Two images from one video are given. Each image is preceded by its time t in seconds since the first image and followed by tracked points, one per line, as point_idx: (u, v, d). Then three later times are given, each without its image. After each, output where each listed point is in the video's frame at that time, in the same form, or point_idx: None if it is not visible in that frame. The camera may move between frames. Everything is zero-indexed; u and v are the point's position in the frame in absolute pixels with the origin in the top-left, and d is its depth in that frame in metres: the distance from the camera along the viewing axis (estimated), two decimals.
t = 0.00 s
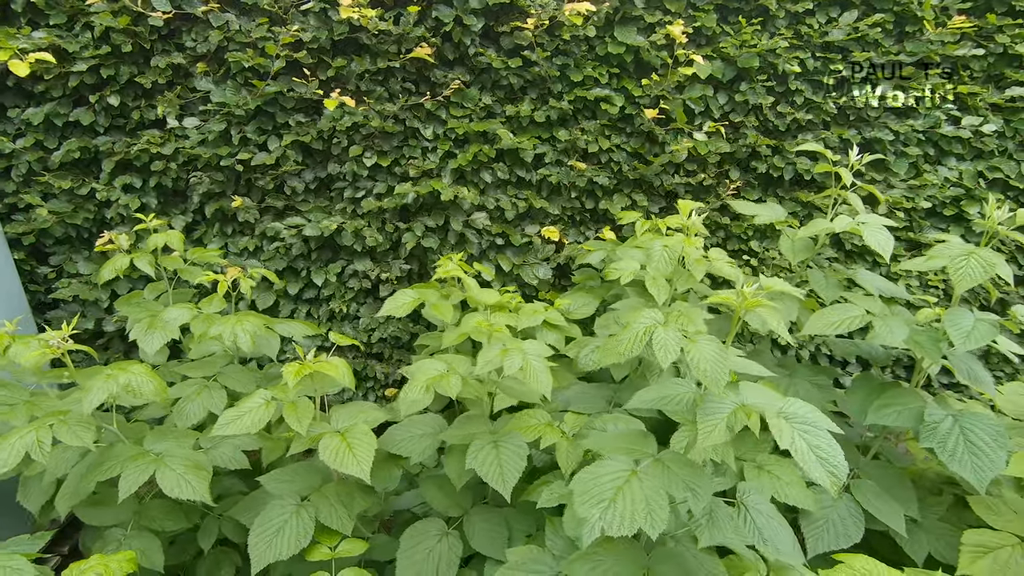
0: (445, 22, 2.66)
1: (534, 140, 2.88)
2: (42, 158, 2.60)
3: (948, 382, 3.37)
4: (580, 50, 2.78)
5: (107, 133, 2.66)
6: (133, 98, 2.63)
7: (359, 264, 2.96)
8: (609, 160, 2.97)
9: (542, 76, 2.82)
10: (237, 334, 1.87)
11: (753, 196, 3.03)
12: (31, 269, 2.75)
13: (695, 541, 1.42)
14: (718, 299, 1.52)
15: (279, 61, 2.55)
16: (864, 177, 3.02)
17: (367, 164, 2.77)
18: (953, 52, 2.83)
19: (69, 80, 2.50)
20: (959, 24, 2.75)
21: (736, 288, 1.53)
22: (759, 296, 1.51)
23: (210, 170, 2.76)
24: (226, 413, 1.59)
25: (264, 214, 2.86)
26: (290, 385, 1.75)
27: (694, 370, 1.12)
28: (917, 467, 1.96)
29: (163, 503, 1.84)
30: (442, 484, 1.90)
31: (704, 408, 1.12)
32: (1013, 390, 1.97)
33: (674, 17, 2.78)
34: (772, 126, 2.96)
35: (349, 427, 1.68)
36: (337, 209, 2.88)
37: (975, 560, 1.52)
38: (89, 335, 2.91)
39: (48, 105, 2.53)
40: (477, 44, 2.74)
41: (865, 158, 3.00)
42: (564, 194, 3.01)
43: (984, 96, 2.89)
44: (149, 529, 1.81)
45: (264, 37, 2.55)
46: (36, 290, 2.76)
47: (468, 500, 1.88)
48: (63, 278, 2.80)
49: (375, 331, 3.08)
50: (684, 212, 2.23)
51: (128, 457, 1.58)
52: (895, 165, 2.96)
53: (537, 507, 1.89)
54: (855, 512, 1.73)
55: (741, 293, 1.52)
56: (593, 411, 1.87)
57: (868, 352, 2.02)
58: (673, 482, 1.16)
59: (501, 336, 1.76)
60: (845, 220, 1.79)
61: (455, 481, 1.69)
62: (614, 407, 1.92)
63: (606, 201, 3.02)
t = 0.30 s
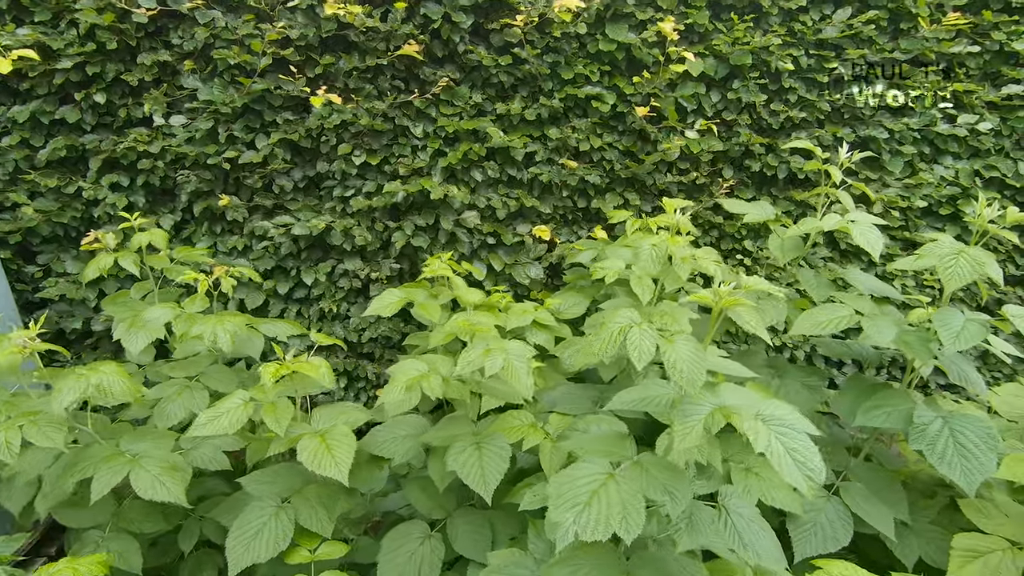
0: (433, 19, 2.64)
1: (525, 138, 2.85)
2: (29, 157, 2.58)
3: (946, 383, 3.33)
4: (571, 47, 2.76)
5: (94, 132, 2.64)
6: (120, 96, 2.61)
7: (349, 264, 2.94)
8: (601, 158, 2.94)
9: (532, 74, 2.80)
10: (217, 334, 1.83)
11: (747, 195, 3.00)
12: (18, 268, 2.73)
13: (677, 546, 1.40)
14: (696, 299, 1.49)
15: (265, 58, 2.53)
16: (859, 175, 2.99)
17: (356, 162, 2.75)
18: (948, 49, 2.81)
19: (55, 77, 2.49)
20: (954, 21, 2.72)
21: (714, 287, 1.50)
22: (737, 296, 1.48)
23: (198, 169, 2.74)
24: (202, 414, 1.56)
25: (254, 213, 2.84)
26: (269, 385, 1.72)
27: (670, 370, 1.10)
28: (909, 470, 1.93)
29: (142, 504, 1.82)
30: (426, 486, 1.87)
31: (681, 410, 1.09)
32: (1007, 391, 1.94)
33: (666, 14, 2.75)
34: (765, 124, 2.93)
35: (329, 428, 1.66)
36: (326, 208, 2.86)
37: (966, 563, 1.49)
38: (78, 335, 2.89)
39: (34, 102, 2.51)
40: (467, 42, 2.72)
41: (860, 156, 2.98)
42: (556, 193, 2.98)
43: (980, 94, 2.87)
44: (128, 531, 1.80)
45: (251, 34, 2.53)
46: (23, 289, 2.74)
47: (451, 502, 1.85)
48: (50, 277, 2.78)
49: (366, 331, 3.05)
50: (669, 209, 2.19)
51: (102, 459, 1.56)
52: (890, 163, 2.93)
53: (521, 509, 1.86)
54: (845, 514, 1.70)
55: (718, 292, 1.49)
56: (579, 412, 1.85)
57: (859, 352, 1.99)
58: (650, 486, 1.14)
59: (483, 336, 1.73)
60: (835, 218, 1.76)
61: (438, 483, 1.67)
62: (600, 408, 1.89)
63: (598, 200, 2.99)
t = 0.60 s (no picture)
0: (419, 15, 2.61)
1: (515, 135, 2.81)
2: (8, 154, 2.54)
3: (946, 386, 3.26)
4: (560, 43, 2.72)
5: (76, 129, 2.60)
6: (101, 93, 2.57)
7: (336, 263, 2.89)
8: (592, 156, 2.90)
9: (522, 71, 2.76)
10: (192, 335, 1.79)
11: (741, 193, 2.95)
12: None
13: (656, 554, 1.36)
14: (672, 300, 1.49)
15: (248, 54, 2.50)
16: (855, 174, 2.94)
17: (342, 160, 2.71)
18: (944, 45, 2.76)
19: (34, 73, 2.45)
20: (949, 16, 2.68)
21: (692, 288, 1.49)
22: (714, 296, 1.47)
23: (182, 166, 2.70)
24: (172, 417, 1.52)
25: (239, 212, 2.80)
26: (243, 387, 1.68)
27: (643, 374, 1.06)
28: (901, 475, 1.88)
29: (115, 509, 1.77)
30: (405, 491, 1.82)
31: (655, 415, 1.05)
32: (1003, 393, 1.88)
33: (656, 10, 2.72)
34: (759, 122, 2.88)
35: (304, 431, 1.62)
36: (313, 207, 2.81)
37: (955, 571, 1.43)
38: (61, 335, 2.84)
39: (13, 99, 2.47)
40: (455, 38, 2.69)
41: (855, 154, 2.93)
42: (546, 191, 2.93)
43: (977, 91, 2.82)
44: (100, 537, 1.75)
45: (233, 30, 2.50)
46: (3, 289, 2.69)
47: (432, 507, 1.80)
48: (32, 276, 2.74)
49: (354, 332, 3.00)
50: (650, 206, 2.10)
51: (69, 464, 1.52)
52: (886, 161, 2.89)
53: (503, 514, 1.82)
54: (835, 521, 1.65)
55: (695, 293, 1.48)
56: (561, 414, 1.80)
57: (850, 353, 1.94)
58: (625, 493, 1.10)
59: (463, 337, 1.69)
60: (824, 217, 1.71)
61: (416, 488, 1.62)
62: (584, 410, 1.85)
63: (589, 199, 2.94)
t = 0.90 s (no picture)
0: (398, 12, 2.58)
1: (497, 134, 2.77)
2: None
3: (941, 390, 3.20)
4: (543, 41, 2.68)
5: (51, 127, 2.57)
6: (77, 91, 2.55)
7: (317, 264, 2.84)
8: (576, 155, 2.85)
9: (504, 68, 2.72)
10: (156, 337, 1.75)
11: (728, 193, 2.90)
12: None
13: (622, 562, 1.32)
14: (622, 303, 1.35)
15: (223, 52, 2.48)
16: (843, 174, 2.90)
17: (321, 158, 2.67)
18: (932, 43, 2.72)
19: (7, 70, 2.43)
20: (936, 13, 2.64)
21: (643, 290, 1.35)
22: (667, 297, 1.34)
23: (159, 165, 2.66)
24: (130, 422, 1.48)
25: (218, 211, 2.76)
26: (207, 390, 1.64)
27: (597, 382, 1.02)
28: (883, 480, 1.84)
29: (78, 514, 1.73)
30: (375, 497, 1.78)
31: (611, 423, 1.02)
32: (994, 396, 1.76)
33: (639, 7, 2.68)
34: (746, 121, 2.83)
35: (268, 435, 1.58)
36: (292, 206, 2.77)
37: None
38: (38, 337, 2.80)
39: None
40: (435, 35, 2.66)
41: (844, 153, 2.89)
42: (530, 191, 2.89)
43: (968, 90, 2.78)
44: (62, 543, 1.70)
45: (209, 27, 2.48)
46: None
47: (402, 513, 1.76)
48: (8, 277, 2.70)
49: (336, 333, 2.95)
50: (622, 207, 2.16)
51: (23, 469, 1.47)
52: (875, 161, 2.84)
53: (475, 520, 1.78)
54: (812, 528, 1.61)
55: (648, 294, 1.35)
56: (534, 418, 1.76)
57: (833, 356, 1.90)
58: (581, 503, 1.07)
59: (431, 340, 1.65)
60: (801, 217, 1.67)
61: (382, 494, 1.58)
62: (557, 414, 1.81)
63: (574, 198, 2.89)
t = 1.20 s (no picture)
0: (382, 13, 2.57)
1: (484, 135, 2.76)
2: None
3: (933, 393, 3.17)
4: (528, 41, 2.67)
5: (35, 128, 2.56)
6: (60, 92, 2.54)
7: (303, 265, 2.83)
8: (563, 156, 2.84)
9: (490, 69, 2.70)
10: (129, 340, 1.74)
11: (716, 194, 2.89)
12: None
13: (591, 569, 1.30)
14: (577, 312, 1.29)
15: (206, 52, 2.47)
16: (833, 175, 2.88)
17: (306, 160, 2.66)
18: (920, 43, 2.70)
19: None
20: (923, 13, 2.62)
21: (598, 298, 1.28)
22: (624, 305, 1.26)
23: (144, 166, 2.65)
24: (100, 426, 1.47)
25: (203, 212, 2.75)
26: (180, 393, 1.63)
27: (551, 390, 1.00)
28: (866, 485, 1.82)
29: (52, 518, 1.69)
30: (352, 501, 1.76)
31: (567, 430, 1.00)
32: (984, 400, 1.71)
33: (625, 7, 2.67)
34: (735, 122, 2.81)
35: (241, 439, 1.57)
36: (278, 208, 2.76)
37: None
38: (24, 337, 2.79)
39: None
40: (420, 35, 2.64)
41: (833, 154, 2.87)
42: (518, 192, 2.87)
43: (958, 90, 2.75)
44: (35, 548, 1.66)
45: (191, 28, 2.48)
46: None
47: (378, 518, 1.75)
48: None
49: (323, 334, 2.93)
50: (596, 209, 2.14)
51: None
52: (864, 162, 2.82)
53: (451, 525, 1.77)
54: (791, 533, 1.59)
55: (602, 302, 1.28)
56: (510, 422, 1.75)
57: (815, 359, 1.88)
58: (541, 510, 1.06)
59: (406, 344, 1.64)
60: (778, 219, 1.65)
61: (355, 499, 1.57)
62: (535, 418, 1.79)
63: (562, 200, 2.88)
